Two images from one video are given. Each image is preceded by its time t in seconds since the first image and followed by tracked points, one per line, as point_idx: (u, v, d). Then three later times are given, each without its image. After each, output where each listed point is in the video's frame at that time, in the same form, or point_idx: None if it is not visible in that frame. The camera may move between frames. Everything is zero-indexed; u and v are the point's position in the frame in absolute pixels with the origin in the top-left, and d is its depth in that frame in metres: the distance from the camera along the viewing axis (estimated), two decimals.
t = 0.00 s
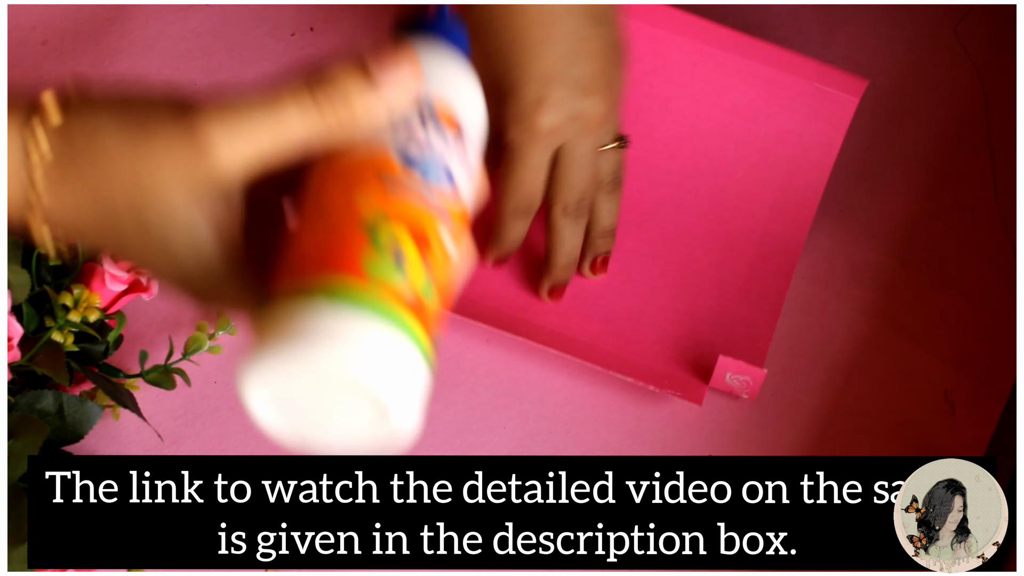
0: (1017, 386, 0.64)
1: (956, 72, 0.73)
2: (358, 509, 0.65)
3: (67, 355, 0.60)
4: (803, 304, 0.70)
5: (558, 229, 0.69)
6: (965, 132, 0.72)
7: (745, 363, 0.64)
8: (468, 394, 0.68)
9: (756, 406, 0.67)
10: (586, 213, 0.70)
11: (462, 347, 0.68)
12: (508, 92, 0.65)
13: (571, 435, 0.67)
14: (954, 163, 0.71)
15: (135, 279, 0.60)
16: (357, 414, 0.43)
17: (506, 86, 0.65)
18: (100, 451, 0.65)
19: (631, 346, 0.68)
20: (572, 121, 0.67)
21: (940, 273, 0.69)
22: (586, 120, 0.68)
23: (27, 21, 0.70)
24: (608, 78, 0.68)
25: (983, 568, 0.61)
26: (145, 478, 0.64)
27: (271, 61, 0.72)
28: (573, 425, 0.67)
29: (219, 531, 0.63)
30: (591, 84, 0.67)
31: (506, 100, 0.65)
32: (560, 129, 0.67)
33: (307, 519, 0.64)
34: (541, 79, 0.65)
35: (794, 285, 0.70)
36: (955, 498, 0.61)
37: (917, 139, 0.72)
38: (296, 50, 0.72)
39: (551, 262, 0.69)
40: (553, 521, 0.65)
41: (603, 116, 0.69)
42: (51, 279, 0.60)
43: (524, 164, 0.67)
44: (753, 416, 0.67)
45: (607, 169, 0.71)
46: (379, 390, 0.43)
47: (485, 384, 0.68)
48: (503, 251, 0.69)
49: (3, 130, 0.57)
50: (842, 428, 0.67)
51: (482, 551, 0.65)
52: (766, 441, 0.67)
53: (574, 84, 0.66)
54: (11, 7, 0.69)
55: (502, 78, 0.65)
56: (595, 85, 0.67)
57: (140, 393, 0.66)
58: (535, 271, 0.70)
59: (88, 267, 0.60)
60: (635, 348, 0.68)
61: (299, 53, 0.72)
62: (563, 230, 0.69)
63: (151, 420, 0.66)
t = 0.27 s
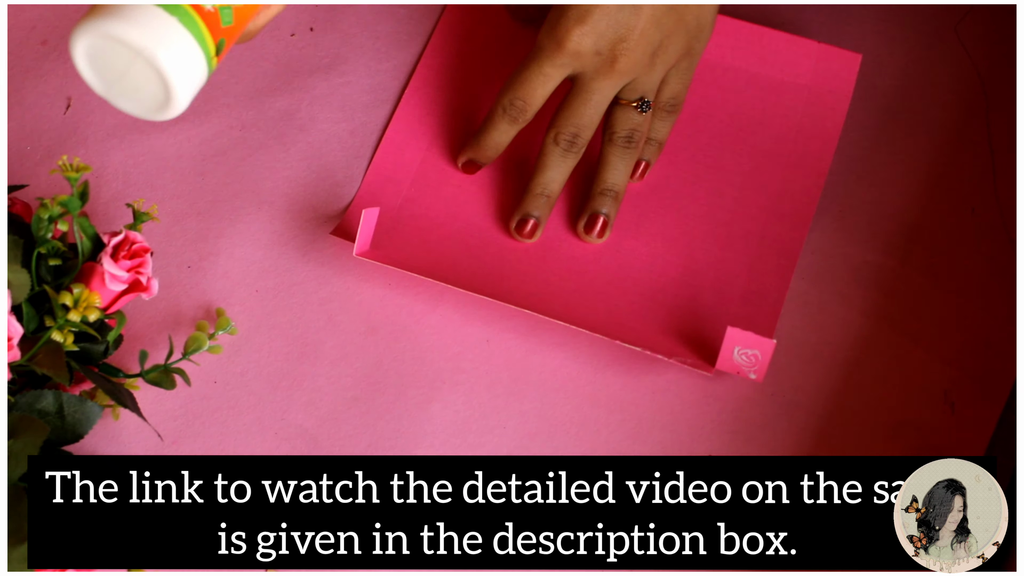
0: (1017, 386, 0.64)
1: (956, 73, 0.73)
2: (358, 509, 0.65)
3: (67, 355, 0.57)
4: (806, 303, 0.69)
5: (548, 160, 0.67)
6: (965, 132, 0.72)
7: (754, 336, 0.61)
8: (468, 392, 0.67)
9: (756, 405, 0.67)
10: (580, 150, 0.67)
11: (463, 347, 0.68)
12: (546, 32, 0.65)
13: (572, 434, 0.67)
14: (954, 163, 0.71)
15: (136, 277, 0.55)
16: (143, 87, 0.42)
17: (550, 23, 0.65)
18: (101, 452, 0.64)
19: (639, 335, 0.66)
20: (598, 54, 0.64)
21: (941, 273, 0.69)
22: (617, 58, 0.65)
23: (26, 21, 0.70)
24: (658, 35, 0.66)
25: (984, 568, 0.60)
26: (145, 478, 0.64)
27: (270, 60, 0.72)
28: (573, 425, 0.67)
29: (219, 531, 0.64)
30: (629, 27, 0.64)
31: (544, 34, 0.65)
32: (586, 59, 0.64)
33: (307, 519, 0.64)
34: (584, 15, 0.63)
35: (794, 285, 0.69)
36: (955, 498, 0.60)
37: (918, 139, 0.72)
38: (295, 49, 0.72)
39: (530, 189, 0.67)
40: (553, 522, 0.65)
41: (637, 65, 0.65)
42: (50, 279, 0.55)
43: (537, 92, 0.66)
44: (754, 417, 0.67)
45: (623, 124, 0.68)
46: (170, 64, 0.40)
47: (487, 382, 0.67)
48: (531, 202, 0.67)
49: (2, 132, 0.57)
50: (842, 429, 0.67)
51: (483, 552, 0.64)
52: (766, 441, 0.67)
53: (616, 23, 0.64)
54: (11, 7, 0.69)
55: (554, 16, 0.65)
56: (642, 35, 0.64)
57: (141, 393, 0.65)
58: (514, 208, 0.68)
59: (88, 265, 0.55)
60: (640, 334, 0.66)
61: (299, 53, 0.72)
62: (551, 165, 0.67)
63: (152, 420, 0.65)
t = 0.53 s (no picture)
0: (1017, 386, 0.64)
1: (957, 72, 0.73)
2: (358, 508, 0.65)
3: (67, 355, 0.56)
4: (806, 303, 0.69)
5: (561, 154, 0.67)
6: (964, 132, 0.72)
7: (755, 329, 0.61)
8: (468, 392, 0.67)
9: (756, 405, 0.67)
10: (594, 148, 0.67)
11: (463, 347, 0.68)
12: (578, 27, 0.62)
13: (571, 434, 0.67)
14: (954, 163, 0.71)
15: (135, 277, 0.55)
16: (323, 93, 0.46)
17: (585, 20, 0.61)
18: (100, 452, 0.64)
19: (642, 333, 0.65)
20: (631, 61, 0.62)
21: (940, 273, 0.69)
22: (648, 65, 0.62)
23: (25, 20, 0.69)
24: (689, 41, 0.63)
25: (984, 568, 0.60)
26: (145, 478, 0.64)
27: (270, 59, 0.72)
28: (573, 425, 0.67)
29: (219, 531, 0.64)
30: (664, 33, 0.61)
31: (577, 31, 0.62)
32: (618, 65, 0.62)
33: (307, 519, 0.64)
34: (621, 15, 0.60)
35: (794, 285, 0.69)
36: (955, 498, 0.60)
37: (918, 139, 0.72)
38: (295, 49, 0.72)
39: (539, 181, 0.67)
40: (553, 521, 0.65)
41: (665, 72, 0.64)
42: (50, 279, 0.55)
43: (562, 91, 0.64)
44: (754, 416, 0.67)
45: (637, 124, 0.67)
46: (326, 69, 0.44)
47: (487, 382, 0.67)
48: (536, 195, 0.67)
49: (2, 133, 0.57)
50: (842, 429, 0.67)
51: (482, 552, 0.64)
52: (766, 441, 0.67)
53: (651, 30, 0.61)
54: (10, 7, 0.69)
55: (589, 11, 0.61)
56: (675, 41, 0.62)
57: (140, 393, 0.65)
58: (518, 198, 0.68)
59: (88, 264, 0.55)
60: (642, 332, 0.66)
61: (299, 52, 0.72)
62: (562, 159, 0.67)
63: (151, 420, 0.65)
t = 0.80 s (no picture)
0: (1017, 386, 0.65)
1: (957, 72, 0.73)
2: (358, 508, 0.65)
3: (68, 355, 0.56)
4: (806, 303, 0.69)
5: (570, 155, 0.67)
6: (965, 132, 0.72)
7: (757, 329, 0.62)
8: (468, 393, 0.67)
9: (756, 405, 0.67)
10: (603, 151, 0.67)
11: (464, 347, 0.68)
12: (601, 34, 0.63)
13: (571, 435, 0.67)
14: (954, 163, 0.71)
15: (135, 277, 0.55)
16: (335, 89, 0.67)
17: (609, 28, 0.62)
18: (101, 452, 0.64)
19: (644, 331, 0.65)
20: (650, 71, 0.62)
21: (940, 273, 0.69)
22: (666, 76, 0.63)
23: (25, 20, 0.69)
24: (707, 53, 0.64)
25: (984, 568, 0.60)
26: (145, 478, 0.64)
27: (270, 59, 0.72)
28: (573, 425, 0.67)
29: (219, 531, 0.64)
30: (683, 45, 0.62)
31: (600, 38, 0.62)
32: (637, 74, 0.63)
33: (307, 519, 0.64)
34: (643, 26, 0.61)
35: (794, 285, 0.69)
36: (955, 498, 0.60)
37: (918, 139, 0.72)
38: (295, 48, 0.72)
39: (546, 178, 0.67)
40: (553, 521, 0.65)
41: (682, 83, 0.64)
42: (50, 279, 0.55)
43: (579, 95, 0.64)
44: (754, 417, 0.67)
45: (647, 129, 0.68)
46: (339, 67, 0.64)
47: (486, 382, 0.67)
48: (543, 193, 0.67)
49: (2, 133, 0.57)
50: (842, 429, 0.67)
51: (482, 552, 0.64)
52: (766, 441, 0.67)
53: (672, 41, 0.62)
54: (10, 7, 0.69)
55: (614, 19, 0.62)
56: (693, 53, 0.63)
57: (140, 393, 0.65)
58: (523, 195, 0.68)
59: (88, 264, 0.55)
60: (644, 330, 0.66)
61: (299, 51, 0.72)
62: (571, 160, 0.67)
63: (151, 420, 0.65)
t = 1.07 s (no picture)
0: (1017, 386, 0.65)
1: (957, 72, 0.73)
2: (358, 509, 0.65)
3: (68, 355, 0.56)
4: (806, 303, 0.69)
5: (568, 150, 0.66)
6: (965, 132, 0.72)
7: (760, 322, 0.61)
8: (468, 393, 0.67)
9: (756, 405, 0.67)
10: (601, 145, 0.67)
11: (463, 347, 0.68)
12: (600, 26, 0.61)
13: (572, 436, 0.67)
14: (955, 163, 0.71)
15: (135, 277, 0.55)
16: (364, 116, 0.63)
17: (609, 20, 0.60)
18: (100, 452, 0.64)
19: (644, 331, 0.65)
20: (648, 67, 0.61)
21: (941, 273, 0.69)
22: (664, 71, 0.62)
23: (25, 20, 0.69)
24: (705, 47, 0.63)
25: (984, 568, 0.61)
26: (145, 478, 0.64)
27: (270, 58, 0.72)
28: (573, 425, 0.67)
29: (219, 531, 0.64)
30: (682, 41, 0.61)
31: (600, 30, 0.61)
32: (634, 69, 0.61)
33: (307, 519, 0.64)
34: (644, 23, 0.59)
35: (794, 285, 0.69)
36: (955, 498, 0.60)
37: (919, 138, 0.72)
38: (294, 48, 0.71)
39: (544, 174, 0.67)
40: (553, 521, 0.65)
41: (679, 78, 0.63)
42: (50, 279, 0.55)
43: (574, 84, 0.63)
44: (753, 416, 0.67)
45: (644, 124, 0.67)
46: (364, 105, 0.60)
47: (487, 383, 0.67)
48: (543, 188, 0.66)
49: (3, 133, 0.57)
50: (842, 429, 0.67)
51: (482, 551, 0.64)
52: (766, 441, 0.67)
53: (672, 37, 0.60)
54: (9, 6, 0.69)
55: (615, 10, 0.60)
56: (691, 47, 0.61)
57: (140, 393, 0.65)
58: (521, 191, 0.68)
59: (88, 264, 0.55)
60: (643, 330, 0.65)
61: (299, 51, 0.71)
62: (569, 155, 0.66)
63: (151, 420, 0.65)
